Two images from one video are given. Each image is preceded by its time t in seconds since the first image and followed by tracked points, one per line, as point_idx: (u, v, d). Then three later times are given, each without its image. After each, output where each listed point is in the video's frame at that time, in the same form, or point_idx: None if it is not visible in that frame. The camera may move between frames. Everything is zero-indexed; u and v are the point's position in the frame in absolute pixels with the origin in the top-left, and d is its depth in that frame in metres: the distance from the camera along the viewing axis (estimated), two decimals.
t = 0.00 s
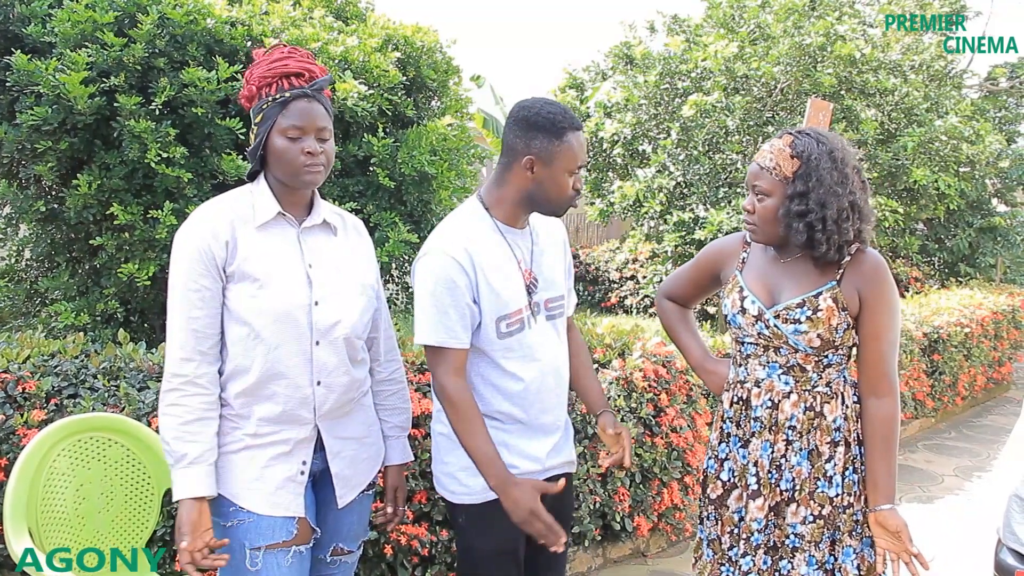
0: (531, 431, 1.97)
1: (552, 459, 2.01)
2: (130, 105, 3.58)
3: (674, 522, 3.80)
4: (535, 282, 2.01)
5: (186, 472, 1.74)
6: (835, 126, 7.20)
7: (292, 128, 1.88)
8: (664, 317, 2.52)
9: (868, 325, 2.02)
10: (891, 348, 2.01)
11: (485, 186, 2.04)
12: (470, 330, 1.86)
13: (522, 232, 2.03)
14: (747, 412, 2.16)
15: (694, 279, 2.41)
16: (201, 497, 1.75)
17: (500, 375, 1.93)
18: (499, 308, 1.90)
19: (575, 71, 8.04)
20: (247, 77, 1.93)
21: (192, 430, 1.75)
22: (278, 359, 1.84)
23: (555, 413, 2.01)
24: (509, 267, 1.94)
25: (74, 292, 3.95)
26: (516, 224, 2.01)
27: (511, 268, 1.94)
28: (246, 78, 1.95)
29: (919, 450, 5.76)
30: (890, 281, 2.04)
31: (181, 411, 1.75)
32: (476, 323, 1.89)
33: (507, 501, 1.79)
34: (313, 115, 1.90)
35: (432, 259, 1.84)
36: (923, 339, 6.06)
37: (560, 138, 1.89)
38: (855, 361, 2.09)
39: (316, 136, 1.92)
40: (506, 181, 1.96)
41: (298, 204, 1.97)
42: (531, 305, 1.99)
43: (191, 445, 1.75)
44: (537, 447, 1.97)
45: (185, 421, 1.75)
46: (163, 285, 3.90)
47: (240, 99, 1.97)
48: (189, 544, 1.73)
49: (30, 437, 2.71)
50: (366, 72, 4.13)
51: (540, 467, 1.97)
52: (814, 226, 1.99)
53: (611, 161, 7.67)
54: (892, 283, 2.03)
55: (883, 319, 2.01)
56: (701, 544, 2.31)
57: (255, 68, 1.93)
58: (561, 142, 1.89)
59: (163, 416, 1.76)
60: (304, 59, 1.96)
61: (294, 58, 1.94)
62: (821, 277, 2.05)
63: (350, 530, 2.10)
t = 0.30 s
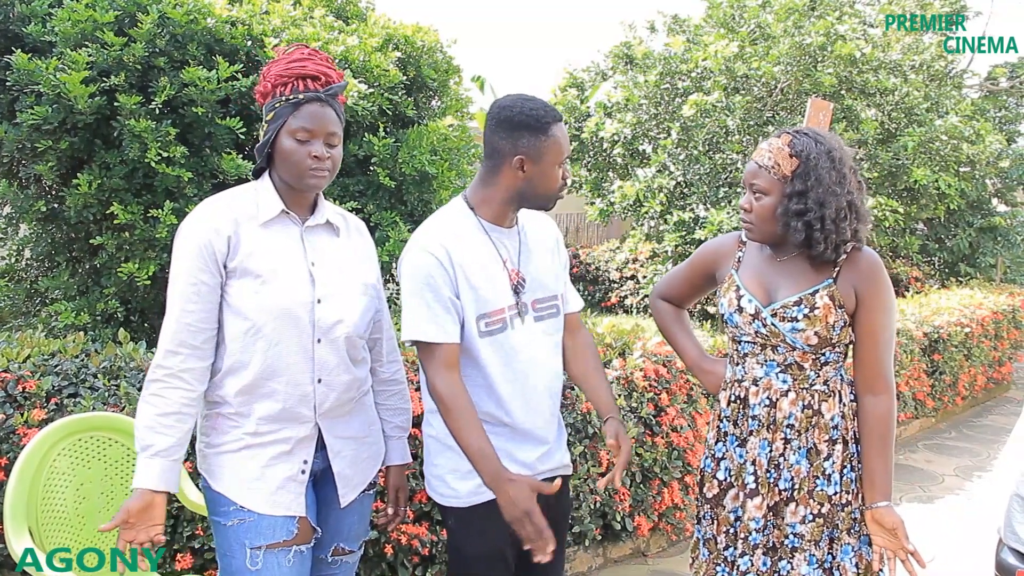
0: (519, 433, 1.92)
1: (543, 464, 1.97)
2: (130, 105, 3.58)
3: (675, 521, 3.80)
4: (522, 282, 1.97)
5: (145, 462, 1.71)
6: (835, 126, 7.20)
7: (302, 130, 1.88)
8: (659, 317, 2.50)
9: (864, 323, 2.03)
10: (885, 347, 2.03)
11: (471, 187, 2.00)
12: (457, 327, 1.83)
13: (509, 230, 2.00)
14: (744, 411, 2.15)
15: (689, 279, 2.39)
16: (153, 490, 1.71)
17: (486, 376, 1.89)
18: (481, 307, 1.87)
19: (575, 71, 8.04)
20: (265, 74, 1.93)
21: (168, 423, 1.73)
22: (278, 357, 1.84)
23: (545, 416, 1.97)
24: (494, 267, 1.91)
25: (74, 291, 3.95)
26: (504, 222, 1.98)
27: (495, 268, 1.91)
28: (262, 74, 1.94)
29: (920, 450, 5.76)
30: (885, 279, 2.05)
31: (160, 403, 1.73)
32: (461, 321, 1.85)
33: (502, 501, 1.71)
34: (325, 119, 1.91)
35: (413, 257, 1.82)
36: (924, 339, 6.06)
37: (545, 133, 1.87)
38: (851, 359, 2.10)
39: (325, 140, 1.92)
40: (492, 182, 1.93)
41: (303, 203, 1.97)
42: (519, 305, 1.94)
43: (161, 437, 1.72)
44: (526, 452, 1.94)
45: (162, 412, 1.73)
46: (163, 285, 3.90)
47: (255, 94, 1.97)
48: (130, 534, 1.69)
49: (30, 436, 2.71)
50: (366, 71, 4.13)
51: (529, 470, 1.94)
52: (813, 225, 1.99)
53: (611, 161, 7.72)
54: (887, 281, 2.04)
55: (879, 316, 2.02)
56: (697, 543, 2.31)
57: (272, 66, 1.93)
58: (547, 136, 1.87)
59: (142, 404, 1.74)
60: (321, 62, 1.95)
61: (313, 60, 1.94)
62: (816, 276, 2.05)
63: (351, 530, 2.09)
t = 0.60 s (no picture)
0: (515, 438, 1.92)
1: (538, 467, 1.97)
2: (129, 105, 3.57)
3: (675, 521, 3.80)
4: (519, 285, 1.96)
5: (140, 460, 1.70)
6: (835, 126, 7.21)
7: (304, 129, 1.88)
8: (654, 319, 2.50)
9: (859, 322, 2.03)
10: (881, 346, 2.03)
11: (467, 188, 1.99)
12: (449, 334, 1.81)
13: (505, 233, 1.99)
14: (742, 412, 2.15)
15: (685, 279, 2.39)
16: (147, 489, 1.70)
17: (480, 381, 1.87)
18: (478, 312, 1.85)
19: (575, 71, 8.04)
20: (267, 75, 1.92)
21: (163, 421, 1.72)
22: (278, 357, 1.83)
23: (539, 420, 1.97)
24: (490, 270, 1.89)
25: (74, 292, 3.95)
26: (501, 224, 1.97)
27: (492, 271, 1.90)
28: (263, 75, 1.94)
29: (920, 450, 5.75)
30: (880, 279, 2.05)
31: (157, 401, 1.72)
32: (455, 327, 1.83)
33: (466, 520, 1.77)
34: (328, 119, 1.90)
35: (408, 261, 1.80)
36: (924, 339, 6.05)
37: (543, 133, 1.87)
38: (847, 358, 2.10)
39: (328, 139, 1.91)
40: (490, 183, 1.92)
41: (306, 203, 1.97)
42: (514, 309, 1.93)
43: (155, 435, 1.71)
44: (522, 454, 1.93)
45: (159, 411, 1.72)
46: (163, 285, 3.90)
47: (258, 97, 1.97)
48: (122, 532, 1.68)
49: (30, 437, 2.71)
50: (366, 71, 4.12)
51: (525, 475, 1.93)
52: (810, 226, 1.99)
53: (611, 161, 7.74)
54: (883, 281, 2.04)
55: (874, 315, 2.02)
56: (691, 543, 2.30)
57: (274, 66, 1.93)
58: (544, 136, 1.87)
59: (139, 402, 1.73)
60: (323, 62, 1.95)
61: (314, 60, 1.94)
62: (811, 277, 2.05)
63: (351, 531, 2.09)
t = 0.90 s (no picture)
0: (511, 436, 1.92)
1: (533, 464, 1.97)
2: (127, 103, 3.57)
3: (673, 520, 3.80)
4: (514, 282, 1.96)
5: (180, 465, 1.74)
6: (834, 125, 7.22)
7: (302, 126, 1.87)
8: (646, 317, 2.48)
9: (852, 319, 2.03)
10: (874, 342, 2.03)
11: (462, 184, 1.99)
12: (446, 333, 1.81)
13: (500, 230, 1.99)
14: (735, 409, 2.14)
15: (677, 279, 2.39)
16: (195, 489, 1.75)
17: (476, 381, 1.87)
18: (477, 311, 1.84)
19: (574, 70, 8.05)
20: (262, 71, 1.92)
21: (189, 422, 1.75)
22: (277, 355, 1.83)
23: (533, 418, 1.97)
24: (487, 269, 1.89)
25: (72, 290, 3.95)
26: (496, 222, 1.97)
27: (488, 269, 1.90)
28: (259, 72, 1.94)
29: (918, 449, 5.75)
30: (873, 275, 2.05)
31: (175, 403, 1.74)
32: (453, 326, 1.83)
33: (456, 520, 1.78)
34: (325, 114, 1.90)
35: (405, 260, 1.79)
36: (923, 338, 6.05)
37: (540, 129, 1.87)
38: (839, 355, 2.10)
39: (326, 134, 1.91)
40: (486, 179, 1.92)
41: (303, 200, 1.97)
42: (510, 306, 1.93)
43: (185, 438, 1.74)
44: (517, 451, 1.93)
45: (181, 414, 1.74)
46: (161, 283, 3.90)
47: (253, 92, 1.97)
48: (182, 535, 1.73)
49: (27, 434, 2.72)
50: (364, 70, 4.12)
51: (521, 472, 1.94)
52: (802, 223, 1.99)
53: (610, 160, 7.75)
54: (875, 277, 2.04)
55: (868, 312, 2.02)
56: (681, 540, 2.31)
57: (269, 62, 1.92)
58: (542, 133, 1.88)
59: (158, 406, 1.74)
60: (319, 58, 1.95)
61: (310, 56, 1.94)
62: (802, 274, 2.05)
63: (349, 528, 2.09)
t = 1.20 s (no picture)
0: (505, 434, 1.92)
1: (527, 462, 1.98)
2: (123, 103, 3.58)
3: (669, 519, 3.80)
4: (505, 281, 1.97)
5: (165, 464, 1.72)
6: (832, 124, 7.22)
7: (299, 130, 1.88)
8: (637, 315, 2.49)
9: (840, 316, 2.04)
10: (862, 341, 2.04)
11: (454, 183, 1.99)
12: (441, 332, 1.81)
13: (491, 229, 1.99)
14: (724, 405, 2.15)
15: (667, 279, 2.40)
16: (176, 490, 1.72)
17: (471, 380, 1.87)
18: (470, 309, 1.85)
19: (572, 70, 8.06)
20: (262, 69, 1.92)
21: (182, 421, 1.74)
22: (274, 354, 1.84)
23: (526, 416, 1.98)
24: (479, 267, 1.90)
25: (69, 290, 3.96)
26: (487, 221, 1.98)
27: (481, 268, 1.90)
28: (257, 70, 1.94)
29: (915, 449, 5.75)
30: (863, 274, 2.06)
31: (170, 403, 1.73)
32: (447, 325, 1.83)
33: (458, 518, 1.78)
34: (322, 120, 1.90)
35: (399, 260, 1.79)
36: (920, 337, 6.06)
37: (532, 128, 1.88)
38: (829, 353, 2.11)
39: (322, 140, 1.91)
40: (478, 177, 1.92)
41: (299, 200, 1.97)
42: (502, 305, 1.94)
43: (174, 437, 1.73)
44: (511, 449, 1.93)
45: (174, 413, 1.73)
46: (157, 283, 3.91)
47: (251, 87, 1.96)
48: (156, 534, 1.71)
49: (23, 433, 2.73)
50: (360, 69, 4.13)
51: (515, 470, 1.94)
52: (790, 222, 1.99)
53: (608, 160, 7.77)
54: (864, 276, 2.05)
55: (856, 310, 2.03)
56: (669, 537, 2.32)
57: (269, 60, 1.92)
58: (533, 131, 1.89)
59: (152, 406, 1.74)
60: (319, 58, 1.96)
61: (310, 56, 1.94)
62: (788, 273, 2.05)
63: (344, 527, 2.09)
